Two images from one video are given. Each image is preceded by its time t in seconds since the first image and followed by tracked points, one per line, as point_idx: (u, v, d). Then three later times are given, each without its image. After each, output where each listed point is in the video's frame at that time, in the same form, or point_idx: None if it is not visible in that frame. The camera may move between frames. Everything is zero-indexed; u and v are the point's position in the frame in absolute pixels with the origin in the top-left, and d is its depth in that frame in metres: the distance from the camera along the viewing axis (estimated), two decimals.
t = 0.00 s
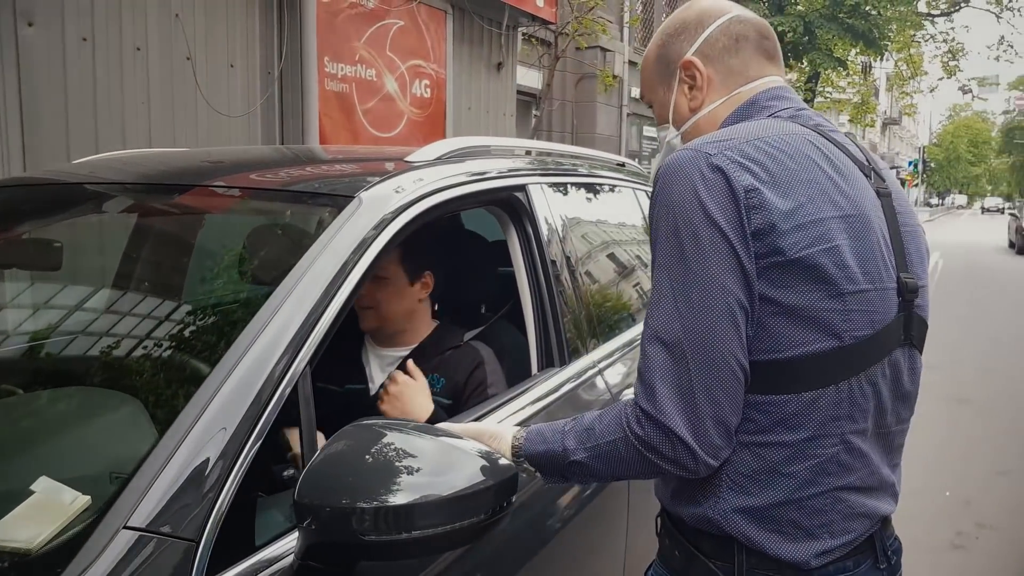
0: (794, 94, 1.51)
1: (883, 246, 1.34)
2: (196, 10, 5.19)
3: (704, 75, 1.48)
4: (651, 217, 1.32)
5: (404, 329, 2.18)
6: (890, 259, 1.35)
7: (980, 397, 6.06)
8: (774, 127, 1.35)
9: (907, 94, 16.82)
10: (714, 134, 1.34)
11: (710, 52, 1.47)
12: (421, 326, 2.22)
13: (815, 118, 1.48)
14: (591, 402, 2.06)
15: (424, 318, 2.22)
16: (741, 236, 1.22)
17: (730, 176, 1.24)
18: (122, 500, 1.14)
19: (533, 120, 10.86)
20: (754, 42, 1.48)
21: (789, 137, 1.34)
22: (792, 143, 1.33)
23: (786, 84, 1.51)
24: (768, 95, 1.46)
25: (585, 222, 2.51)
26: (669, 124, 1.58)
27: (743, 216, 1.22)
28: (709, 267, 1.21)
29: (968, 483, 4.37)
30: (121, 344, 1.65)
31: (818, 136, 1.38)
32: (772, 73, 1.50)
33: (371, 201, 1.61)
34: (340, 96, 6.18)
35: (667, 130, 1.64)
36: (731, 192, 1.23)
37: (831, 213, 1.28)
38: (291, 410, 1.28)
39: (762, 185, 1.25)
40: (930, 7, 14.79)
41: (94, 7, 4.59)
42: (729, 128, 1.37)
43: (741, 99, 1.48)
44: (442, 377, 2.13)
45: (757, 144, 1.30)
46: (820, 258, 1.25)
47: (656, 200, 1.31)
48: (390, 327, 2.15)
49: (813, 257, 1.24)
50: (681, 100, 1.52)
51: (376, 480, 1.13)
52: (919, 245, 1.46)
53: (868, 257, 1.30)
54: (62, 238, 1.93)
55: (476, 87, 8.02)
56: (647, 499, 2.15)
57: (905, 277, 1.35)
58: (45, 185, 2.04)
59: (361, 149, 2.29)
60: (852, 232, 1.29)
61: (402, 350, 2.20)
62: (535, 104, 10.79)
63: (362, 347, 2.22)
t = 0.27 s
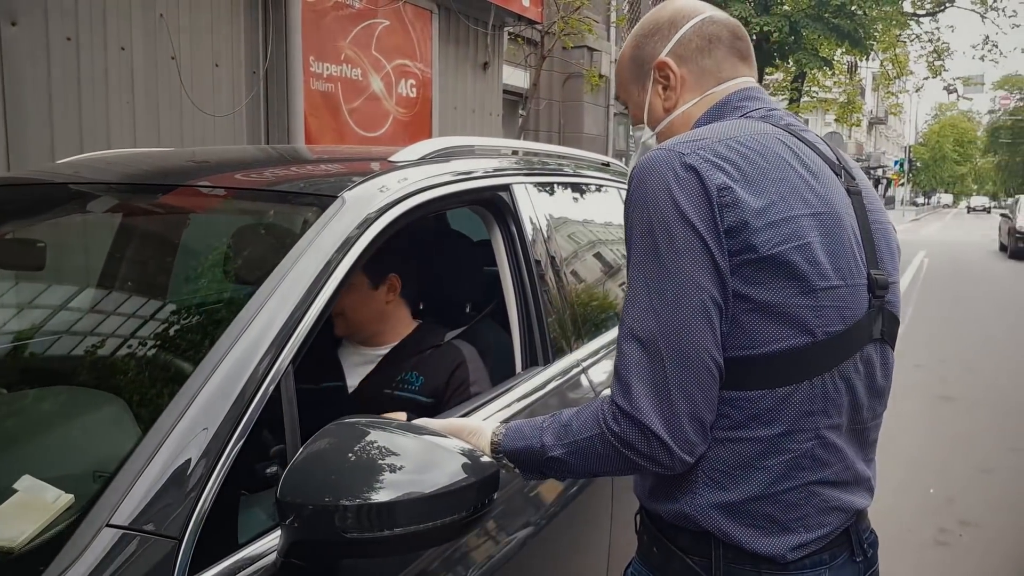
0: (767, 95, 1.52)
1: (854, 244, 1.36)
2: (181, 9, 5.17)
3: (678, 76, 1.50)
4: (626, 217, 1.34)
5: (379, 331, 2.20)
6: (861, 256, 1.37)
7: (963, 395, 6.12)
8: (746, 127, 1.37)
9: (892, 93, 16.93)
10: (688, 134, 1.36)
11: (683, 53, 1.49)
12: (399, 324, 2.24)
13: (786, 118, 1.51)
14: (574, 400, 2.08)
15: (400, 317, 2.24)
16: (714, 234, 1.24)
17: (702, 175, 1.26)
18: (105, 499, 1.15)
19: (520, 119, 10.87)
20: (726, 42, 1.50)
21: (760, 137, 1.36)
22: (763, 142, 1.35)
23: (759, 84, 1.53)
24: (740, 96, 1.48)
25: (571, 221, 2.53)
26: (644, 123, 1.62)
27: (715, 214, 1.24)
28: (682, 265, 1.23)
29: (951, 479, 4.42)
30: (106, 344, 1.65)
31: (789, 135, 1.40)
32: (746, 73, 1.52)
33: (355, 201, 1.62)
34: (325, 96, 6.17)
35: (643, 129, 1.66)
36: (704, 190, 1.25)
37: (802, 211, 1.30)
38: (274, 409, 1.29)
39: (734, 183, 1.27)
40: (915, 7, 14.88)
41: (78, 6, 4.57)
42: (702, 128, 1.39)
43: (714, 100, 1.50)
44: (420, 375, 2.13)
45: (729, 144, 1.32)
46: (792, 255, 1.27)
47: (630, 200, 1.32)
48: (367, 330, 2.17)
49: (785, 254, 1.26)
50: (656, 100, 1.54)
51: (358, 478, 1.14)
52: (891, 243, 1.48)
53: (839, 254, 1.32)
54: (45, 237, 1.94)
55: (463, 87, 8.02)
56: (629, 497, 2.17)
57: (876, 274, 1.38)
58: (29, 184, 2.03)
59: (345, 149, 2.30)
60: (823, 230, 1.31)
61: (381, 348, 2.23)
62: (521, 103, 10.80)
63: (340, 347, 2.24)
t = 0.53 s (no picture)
0: (748, 97, 1.54)
1: (835, 242, 1.37)
2: (172, 9, 5.16)
3: (661, 76, 1.51)
4: (609, 219, 1.35)
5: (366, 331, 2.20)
6: (841, 255, 1.39)
7: (953, 393, 6.16)
8: (727, 128, 1.39)
9: (884, 93, 16.99)
10: (670, 135, 1.37)
11: (666, 54, 1.51)
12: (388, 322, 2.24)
13: (767, 118, 1.52)
14: (564, 399, 2.09)
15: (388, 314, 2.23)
16: (695, 234, 1.25)
17: (684, 176, 1.27)
18: (97, 500, 1.15)
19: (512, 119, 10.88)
20: (709, 44, 1.51)
21: (741, 137, 1.37)
22: (744, 143, 1.36)
23: (741, 86, 1.54)
24: (723, 96, 1.49)
25: (563, 221, 2.54)
26: (627, 123, 1.63)
27: (697, 214, 1.26)
28: (665, 265, 1.24)
29: (941, 478, 4.44)
30: (98, 344, 1.65)
31: (770, 136, 1.42)
32: (727, 75, 1.53)
33: (346, 202, 1.62)
34: (317, 96, 6.17)
35: (625, 130, 1.67)
36: (686, 190, 1.26)
37: (783, 210, 1.32)
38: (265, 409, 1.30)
39: (716, 183, 1.29)
40: (907, 7, 14.93)
41: (69, 6, 4.55)
42: (684, 129, 1.40)
43: (697, 101, 1.51)
44: (404, 372, 2.15)
45: (710, 144, 1.33)
46: (773, 254, 1.28)
47: (613, 201, 1.34)
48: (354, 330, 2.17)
49: (767, 253, 1.28)
50: (639, 101, 1.55)
51: (349, 478, 1.15)
52: (873, 243, 1.50)
53: (819, 253, 1.34)
54: (36, 238, 1.91)
55: (454, 87, 8.02)
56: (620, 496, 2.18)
57: (856, 272, 1.39)
58: (21, 186, 2.03)
59: (337, 149, 2.30)
60: (804, 229, 1.33)
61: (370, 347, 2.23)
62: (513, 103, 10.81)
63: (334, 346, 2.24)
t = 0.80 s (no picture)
0: (733, 97, 1.55)
1: (820, 240, 1.38)
2: (168, 9, 5.16)
3: (646, 79, 1.52)
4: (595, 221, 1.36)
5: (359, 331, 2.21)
6: (827, 253, 1.40)
7: (949, 392, 6.18)
8: (712, 128, 1.40)
9: (881, 92, 17.01)
10: (656, 136, 1.38)
11: (651, 56, 1.51)
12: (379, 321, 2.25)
13: (752, 118, 1.53)
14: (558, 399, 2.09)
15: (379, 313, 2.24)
16: (681, 234, 1.26)
17: (670, 176, 1.28)
18: (90, 500, 1.16)
19: (508, 119, 10.89)
20: (692, 46, 1.52)
21: (726, 137, 1.38)
22: (729, 143, 1.37)
23: (725, 87, 1.55)
24: (708, 97, 1.51)
25: (559, 221, 2.55)
26: (615, 126, 1.63)
27: (682, 214, 1.27)
28: (651, 266, 1.25)
29: (937, 478, 4.45)
30: (94, 344, 1.65)
31: (755, 135, 1.43)
32: (711, 76, 1.54)
33: (340, 202, 1.63)
34: (313, 96, 6.18)
35: (613, 132, 1.68)
36: (671, 191, 1.27)
37: (768, 209, 1.33)
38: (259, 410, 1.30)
39: (701, 183, 1.30)
40: (904, 6, 14.93)
41: (66, 6, 4.55)
42: (669, 130, 1.41)
43: (682, 102, 1.52)
44: (394, 371, 2.17)
45: (696, 144, 1.34)
46: (759, 252, 1.29)
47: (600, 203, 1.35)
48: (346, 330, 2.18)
49: (752, 252, 1.29)
50: (625, 104, 1.56)
51: (341, 479, 1.15)
52: (860, 241, 1.50)
53: (804, 251, 1.35)
54: (31, 239, 1.90)
55: (450, 86, 8.03)
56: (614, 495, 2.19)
57: (843, 270, 1.40)
58: (18, 187, 2.03)
59: (334, 150, 2.31)
60: (790, 227, 1.34)
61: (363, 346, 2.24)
62: (510, 103, 10.81)
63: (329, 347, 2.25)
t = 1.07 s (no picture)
0: (721, 96, 1.55)
1: (809, 239, 1.39)
2: (167, 9, 5.17)
3: (634, 78, 1.52)
4: (585, 222, 1.36)
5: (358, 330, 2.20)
6: (817, 251, 1.40)
7: (950, 392, 6.17)
8: (701, 128, 1.40)
9: (882, 91, 16.99)
10: (645, 137, 1.39)
11: (638, 55, 1.51)
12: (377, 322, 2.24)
13: (739, 117, 1.54)
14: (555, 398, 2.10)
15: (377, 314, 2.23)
16: (671, 234, 1.26)
17: (659, 176, 1.28)
18: (83, 498, 1.16)
19: (508, 118, 10.88)
20: (680, 44, 1.53)
21: (715, 137, 1.39)
22: (718, 142, 1.38)
23: (714, 86, 1.56)
24: (696, 96, 1.51)
25: (558, 221, 2.55)
26: (604, 127, 1.63)
27: (672, 214, 1.27)
28: (641, 267, 1.25)
29: (936, 477, 4.45)
30: (93, 341, 1.65)
31: (744, 135, 1.43)
32: (699, 75, 1.54)
33: (334, 201, 1.63)
34: (312, 96, 6.18)
35: (603, 133, 1.68)
36: (660, 191, 1.28)
37: (757, 208, 1.33)
38: (253, 410, 1.30)
39: (691, 183, 1.30)
40: (905, 4, 14.92)
41: (65, 6, 4.56)
42: (658, 131, 1.42)
43: (671, 101, 1.52)
44: (391, 371, 2.16)
45: (685, 145, 1.35)
46: (748, 251, 1.30)
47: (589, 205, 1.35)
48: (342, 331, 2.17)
49: (741, 251, 1.29)
50: (614, 104, 1.56)
51: (334, 478, 1.16)
52: (850, 238, 1.51)
53: (793, 250, 1.35)
54: (30, 238, 1.90)
55: (449, 86, 8.03)
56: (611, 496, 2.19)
57: (833, 268, 1.41)
58: (16, 187, 2.04)
59: (331, 150, 2.31)
60: (779, 226, 1.35)
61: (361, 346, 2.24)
62: (510, 102, 10.81)
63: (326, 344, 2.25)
